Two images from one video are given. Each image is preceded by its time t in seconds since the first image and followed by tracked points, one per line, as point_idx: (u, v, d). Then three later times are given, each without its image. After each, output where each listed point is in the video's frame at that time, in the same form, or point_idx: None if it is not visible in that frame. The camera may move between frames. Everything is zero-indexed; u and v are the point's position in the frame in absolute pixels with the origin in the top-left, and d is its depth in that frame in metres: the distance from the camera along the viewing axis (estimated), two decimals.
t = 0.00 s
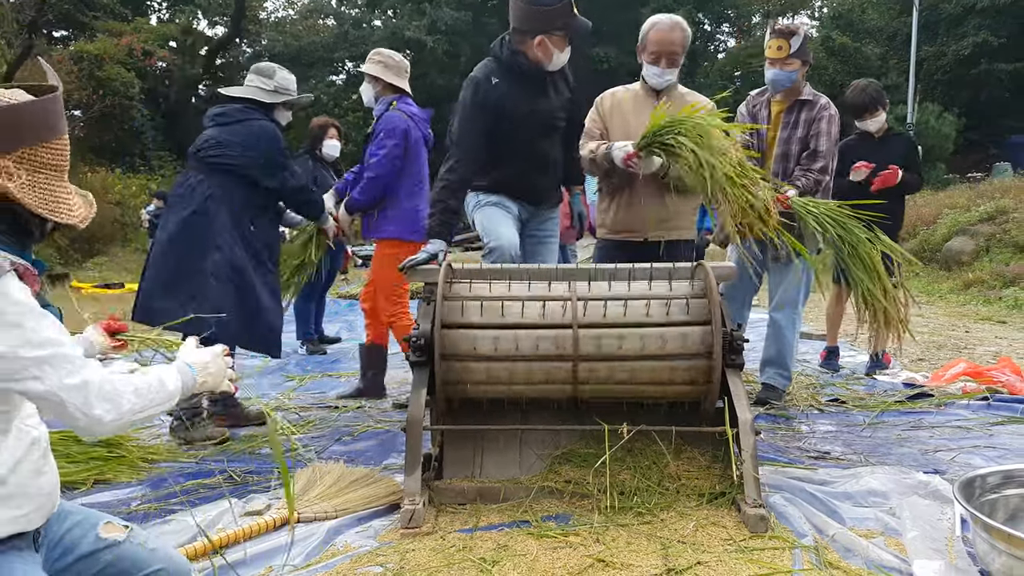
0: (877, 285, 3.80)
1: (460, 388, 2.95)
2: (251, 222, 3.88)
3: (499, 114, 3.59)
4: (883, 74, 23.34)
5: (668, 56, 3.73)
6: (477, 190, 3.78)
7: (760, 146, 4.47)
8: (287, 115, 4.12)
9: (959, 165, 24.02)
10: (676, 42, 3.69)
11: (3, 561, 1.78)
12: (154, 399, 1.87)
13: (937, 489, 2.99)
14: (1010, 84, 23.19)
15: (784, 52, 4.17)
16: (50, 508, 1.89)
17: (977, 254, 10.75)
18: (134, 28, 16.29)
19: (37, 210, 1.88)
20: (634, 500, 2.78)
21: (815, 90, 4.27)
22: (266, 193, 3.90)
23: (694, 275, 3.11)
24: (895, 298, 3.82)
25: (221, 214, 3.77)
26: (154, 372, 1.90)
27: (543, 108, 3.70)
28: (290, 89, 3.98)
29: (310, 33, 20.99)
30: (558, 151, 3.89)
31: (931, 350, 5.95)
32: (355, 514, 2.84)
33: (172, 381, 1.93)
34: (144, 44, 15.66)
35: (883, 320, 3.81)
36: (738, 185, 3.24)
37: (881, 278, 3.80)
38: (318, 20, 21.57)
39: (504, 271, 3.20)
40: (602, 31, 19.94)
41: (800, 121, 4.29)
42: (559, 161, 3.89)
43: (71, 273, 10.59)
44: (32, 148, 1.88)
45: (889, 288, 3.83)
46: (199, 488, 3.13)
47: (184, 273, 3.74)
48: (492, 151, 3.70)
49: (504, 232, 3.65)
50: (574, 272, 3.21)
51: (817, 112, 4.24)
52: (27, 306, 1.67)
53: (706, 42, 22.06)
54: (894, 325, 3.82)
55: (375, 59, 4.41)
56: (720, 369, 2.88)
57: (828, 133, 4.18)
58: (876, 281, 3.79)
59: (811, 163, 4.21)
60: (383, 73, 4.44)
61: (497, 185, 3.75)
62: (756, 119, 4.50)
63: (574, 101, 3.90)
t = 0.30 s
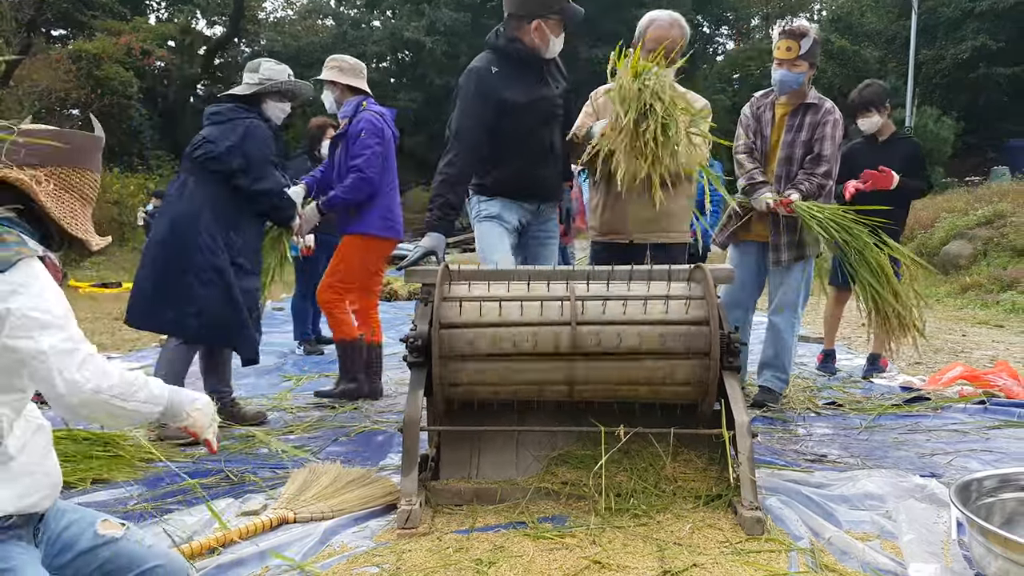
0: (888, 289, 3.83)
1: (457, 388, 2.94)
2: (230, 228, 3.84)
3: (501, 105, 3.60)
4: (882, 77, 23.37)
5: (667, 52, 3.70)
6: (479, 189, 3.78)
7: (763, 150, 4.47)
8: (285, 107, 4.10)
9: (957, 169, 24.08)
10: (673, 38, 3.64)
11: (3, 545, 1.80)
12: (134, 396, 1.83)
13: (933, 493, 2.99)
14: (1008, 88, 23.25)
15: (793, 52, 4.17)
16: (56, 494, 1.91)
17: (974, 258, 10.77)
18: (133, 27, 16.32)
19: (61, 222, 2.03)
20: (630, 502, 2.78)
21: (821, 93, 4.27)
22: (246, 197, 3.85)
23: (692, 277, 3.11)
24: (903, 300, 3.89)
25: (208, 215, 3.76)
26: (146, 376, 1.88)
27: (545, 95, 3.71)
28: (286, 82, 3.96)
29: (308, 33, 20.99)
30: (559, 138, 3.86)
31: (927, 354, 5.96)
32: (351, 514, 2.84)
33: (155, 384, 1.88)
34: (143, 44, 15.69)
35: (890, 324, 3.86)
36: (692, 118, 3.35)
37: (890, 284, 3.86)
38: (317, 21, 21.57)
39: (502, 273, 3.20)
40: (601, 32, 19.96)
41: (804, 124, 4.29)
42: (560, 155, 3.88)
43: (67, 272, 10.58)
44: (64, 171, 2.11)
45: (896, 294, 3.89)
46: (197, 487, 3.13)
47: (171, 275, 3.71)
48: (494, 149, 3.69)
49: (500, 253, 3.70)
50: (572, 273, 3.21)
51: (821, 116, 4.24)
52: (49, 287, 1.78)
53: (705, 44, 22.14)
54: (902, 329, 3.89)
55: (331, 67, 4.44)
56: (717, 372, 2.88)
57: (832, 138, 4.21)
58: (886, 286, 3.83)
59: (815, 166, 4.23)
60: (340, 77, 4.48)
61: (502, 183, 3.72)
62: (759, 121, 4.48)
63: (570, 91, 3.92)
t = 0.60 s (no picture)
0: (880, 295, 3.79)
1: (458, 388, 2.94)
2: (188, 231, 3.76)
3: (503, 106, 3.58)
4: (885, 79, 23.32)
5: (664, 48, 3.57)
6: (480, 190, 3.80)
7: (765, 150, 4.47)
8: (259, 96, 3.97)
9: (959, 171, 24.07)
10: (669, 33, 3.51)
11: (7, 536, 1.83)
12: (108, 382, 1.83)
13: (934, 495, 2.99)
14: (1011, 90, 23.24)
15: (797, 52, 4.17)
16: (57, 484, 1.96)
17: (977, 259, 10.77)
18: (136, 26, 16.34)
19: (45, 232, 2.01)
20: (630, 503, 2.77)
21: (823, 95, 4.27)
22: (201, 196, 3.76)
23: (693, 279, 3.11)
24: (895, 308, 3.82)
25: (168, 218, 3.73)
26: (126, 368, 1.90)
27: (545, 97, 3.69)
28: (256, 67, 3.86)
29: (310, 33, 21.01)
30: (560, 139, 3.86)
31: (929, 356, 5.95)
32: (352, 514, 2.84)
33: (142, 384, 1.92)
34: (146, 43, 15.71)
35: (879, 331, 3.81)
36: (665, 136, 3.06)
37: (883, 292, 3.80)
38: (319, 21, 21.60)
39: (504, 274, 3.21)
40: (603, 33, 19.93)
41: (806, 125, 4.29)
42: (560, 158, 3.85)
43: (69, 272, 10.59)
44: (74, 193, 2.14)
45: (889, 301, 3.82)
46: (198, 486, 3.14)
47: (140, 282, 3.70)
48: (495, 150, 3.68)
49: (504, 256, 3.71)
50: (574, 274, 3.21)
51: (824, 117, 4.24)
52: (55, 282, 1.84)
53: (707, 45, 22.15)
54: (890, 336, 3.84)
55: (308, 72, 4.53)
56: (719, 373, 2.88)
57: (835, 139, 4.20)
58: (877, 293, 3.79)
59: (817, 168, 4.23)
60: (315, 84, 4.56)
61: (503, 185, 3.72)
62: (762, 122, 4.47)
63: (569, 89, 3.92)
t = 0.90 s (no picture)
0: (874, 298, 3.70)
1: (459, 386, 2.95)
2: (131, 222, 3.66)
3: (507, 100, 3.60)
4: (890, 79, 23.30)
5: (675, 44, 3.52)
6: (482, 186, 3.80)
7: (769, 150, 4.44)
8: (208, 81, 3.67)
9: (963, 172, 24.03)
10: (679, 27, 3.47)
11: (10, 530, 1.82)
12: (85, 378, 1.78)
13: (935, 496, 2.99)
14: (1016, 91, 23.20)
15: (803, 51, 4.17)
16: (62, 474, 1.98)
17: (980, 261, 10.76)
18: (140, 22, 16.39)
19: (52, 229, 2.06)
20: (631, 502, 2.77)
21: (828, 95, 4.27)
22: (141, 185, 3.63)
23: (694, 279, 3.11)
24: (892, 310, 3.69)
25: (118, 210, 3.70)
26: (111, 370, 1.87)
27: (548, 91, 3.71)
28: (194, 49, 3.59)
29: (314, 30, 21.04)
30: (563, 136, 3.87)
31: (931, 357, 5.95)
32: (353, 510, 2.84)
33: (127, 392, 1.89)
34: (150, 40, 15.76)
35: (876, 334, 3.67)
36: (672, 151, 3.00)
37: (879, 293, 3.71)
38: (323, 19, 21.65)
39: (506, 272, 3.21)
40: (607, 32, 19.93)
41: (809, 125, 4.29)
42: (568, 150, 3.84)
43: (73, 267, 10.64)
44: (76, 189, 2.21)
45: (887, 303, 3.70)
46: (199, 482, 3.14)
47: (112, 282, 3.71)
48: (500, 146, 3.69)
49: (508, 234, 3.62)
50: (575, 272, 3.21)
51: (828, 117, 4.25)
52: (57, 280, 1.84)
53: (711, 45, 22.16)
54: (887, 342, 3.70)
55: (291, 62, 4.50)
56: (720, 373, 2.88)
57: (839, 139, 4.20)
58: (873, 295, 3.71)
59: (820, 168, 4.23)
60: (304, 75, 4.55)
61: (507, 181, 3.73)
62: (766, 121, 4.46)
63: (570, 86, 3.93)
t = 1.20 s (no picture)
0: (877, 292, 3.69)
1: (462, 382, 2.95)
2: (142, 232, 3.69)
3: (512, 94, 3.58)
4: (891, 74, 23.25)
5: (676, 37, 3.47)
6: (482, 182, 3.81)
7: (771, 145, 4.45)
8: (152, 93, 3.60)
9: (965, 168, 23.99)
10: (683, 20, 3.43)
11: (6, 535, 1.83)
12: (58, 399, 1.67)
13: (937, 491, 2.99)
14: (1017, 86, 23.16)
15: (807, 46, 4.15)
16: (62, 485, 1.95)
17: (981, 256, 10.74)
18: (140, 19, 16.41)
19: (55, 227, 2.04)
20: (633, 499, 2.77)
21: (832, 90, 4.26)
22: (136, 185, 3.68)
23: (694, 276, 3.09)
24: (896, 305, 3.70)
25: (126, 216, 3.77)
26: (92, 391, 1.76)
27: (551, 85, 3.70)
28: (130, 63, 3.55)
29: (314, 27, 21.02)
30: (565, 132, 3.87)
31: (933, 352, 5.94)
32: (355, 508, 2.85)
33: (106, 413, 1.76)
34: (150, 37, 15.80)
35: (881, 329, 3.68)
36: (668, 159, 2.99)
37: (884, 289, 3.70)
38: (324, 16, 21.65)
39: (507, 268, 3.21)
40: (607, 28, 19.90)
41: (812, 120, 4.29)
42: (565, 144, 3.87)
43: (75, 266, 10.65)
44: (86, 183, 2.24)
45: (890, 299, 3.70)
46: (201, 479, 3.15)
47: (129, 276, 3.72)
48: (503, 143, 3.68)
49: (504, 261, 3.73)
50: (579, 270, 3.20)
51: (831, 112, 4.24)
52: (50, 282, 1.84)
53: (712, 40, 22.14)
54: (894, 336, 3.70)
55: (282, 54, 4.42)
56: (723, 368, 2.88)
57: (841, 134, 4.19)
58: (878, 290, 3.69)
59: (823, 163, 4.22)
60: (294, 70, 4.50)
61: (507, 178, 3.72)
62: (769, 116, 4.46)
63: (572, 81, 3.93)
